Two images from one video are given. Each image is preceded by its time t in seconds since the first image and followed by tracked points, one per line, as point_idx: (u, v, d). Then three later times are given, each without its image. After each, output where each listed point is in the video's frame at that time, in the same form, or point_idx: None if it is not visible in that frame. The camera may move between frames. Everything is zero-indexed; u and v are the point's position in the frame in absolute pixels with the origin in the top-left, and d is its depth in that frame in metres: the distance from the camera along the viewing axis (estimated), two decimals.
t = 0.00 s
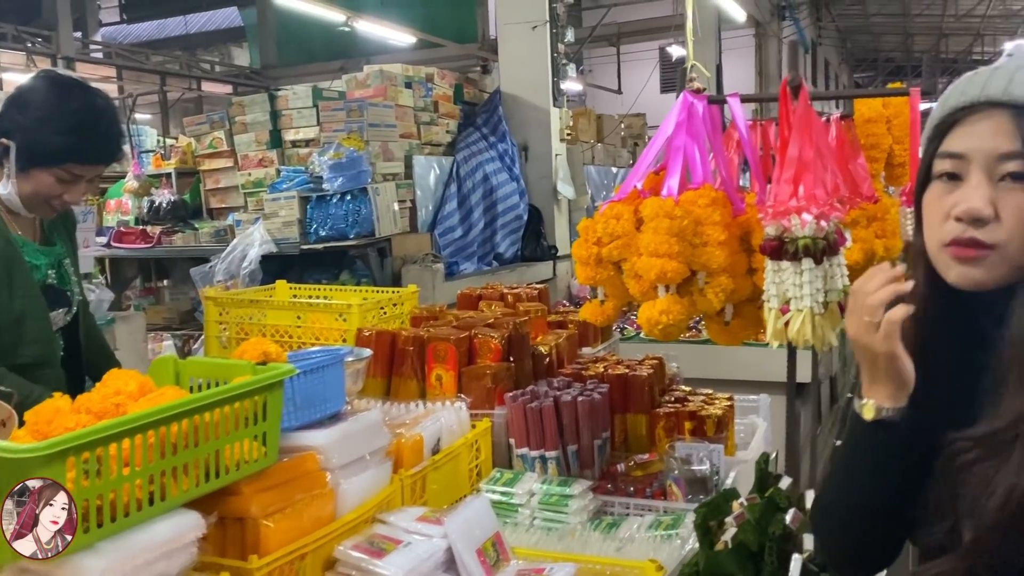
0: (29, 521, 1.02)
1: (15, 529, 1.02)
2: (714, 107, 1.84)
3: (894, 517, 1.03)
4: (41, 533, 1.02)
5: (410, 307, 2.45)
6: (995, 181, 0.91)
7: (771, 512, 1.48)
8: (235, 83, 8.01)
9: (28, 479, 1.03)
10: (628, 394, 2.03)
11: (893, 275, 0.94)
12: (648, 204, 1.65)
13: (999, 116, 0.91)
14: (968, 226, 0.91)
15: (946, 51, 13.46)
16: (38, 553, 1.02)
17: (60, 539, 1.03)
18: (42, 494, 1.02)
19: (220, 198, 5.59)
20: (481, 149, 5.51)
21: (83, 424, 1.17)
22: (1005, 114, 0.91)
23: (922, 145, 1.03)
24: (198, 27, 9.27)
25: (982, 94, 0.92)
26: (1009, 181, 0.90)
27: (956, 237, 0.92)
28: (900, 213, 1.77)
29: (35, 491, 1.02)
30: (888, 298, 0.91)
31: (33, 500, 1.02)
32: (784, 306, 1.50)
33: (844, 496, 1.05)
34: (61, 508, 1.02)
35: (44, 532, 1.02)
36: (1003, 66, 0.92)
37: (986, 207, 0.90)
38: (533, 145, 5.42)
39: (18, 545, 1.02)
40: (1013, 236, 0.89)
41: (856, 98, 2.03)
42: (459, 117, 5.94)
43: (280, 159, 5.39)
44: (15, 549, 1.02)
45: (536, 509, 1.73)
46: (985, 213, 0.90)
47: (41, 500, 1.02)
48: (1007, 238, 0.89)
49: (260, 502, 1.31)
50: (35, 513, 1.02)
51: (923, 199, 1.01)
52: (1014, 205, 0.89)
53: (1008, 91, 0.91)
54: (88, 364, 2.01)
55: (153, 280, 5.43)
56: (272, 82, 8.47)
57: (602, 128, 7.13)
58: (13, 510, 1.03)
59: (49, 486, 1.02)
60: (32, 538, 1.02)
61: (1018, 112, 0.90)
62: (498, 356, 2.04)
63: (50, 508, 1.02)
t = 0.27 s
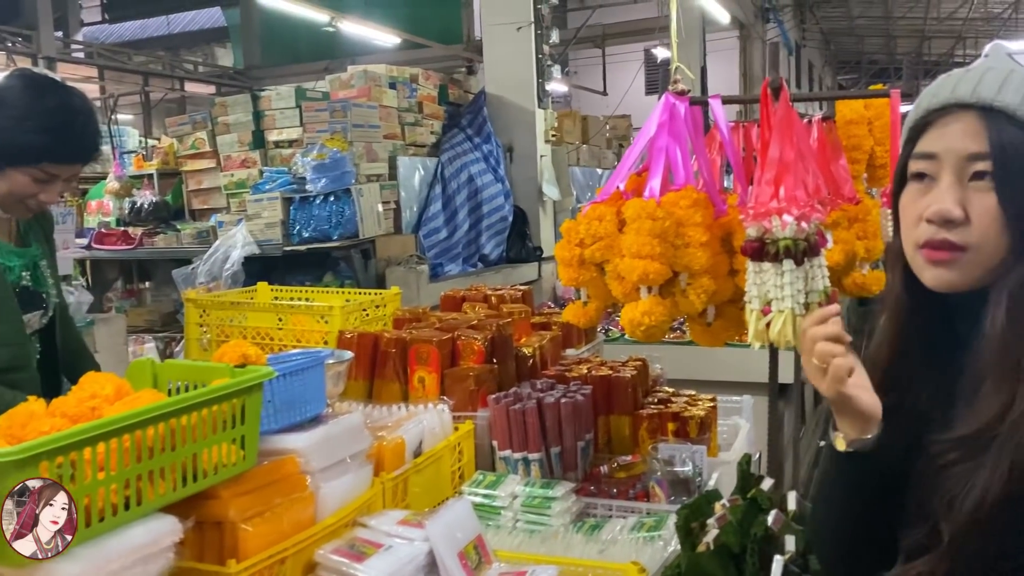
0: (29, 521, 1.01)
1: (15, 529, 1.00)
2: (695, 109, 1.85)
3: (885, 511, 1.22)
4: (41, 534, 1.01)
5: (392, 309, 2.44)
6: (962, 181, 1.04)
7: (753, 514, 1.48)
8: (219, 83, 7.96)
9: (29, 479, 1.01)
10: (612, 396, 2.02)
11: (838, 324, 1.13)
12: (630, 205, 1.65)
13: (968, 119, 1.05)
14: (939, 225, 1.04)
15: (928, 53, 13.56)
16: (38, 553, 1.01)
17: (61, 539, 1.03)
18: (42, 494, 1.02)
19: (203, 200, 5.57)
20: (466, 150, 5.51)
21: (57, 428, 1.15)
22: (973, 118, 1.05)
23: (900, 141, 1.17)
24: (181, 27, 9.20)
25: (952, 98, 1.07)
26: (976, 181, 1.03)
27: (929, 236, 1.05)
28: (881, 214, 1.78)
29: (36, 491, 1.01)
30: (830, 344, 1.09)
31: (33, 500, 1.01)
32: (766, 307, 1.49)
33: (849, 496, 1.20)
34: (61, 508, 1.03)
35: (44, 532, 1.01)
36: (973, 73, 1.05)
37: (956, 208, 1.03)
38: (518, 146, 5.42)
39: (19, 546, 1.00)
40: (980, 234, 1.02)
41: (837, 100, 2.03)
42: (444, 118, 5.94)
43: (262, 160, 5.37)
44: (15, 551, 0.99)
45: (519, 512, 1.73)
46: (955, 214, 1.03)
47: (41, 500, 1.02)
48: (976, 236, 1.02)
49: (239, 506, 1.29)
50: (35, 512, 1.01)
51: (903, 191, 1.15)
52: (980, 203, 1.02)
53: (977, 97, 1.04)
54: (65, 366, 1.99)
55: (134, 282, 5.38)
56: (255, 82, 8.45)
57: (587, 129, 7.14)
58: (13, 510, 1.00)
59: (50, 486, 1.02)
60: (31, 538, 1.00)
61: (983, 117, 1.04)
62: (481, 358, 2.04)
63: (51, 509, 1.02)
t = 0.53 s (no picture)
0: (29, 522, 1.01)
1: (15, 529, 0.99)
2: (679, 109, 1.85)
3: (868, 502, 1.31)
4: (41, 534, 1.02)
5: (377, 310, 2.44)
6: (941, 180, 1.06)
7: (737, 513, 1.48)
8: (203, 83, 7.91)
9: (27, 479, 1.01)
10: (597, 395, 2.03)
11: (798, 330, 1.24)
12: (614, 205, 1.65)
13: (947, 117, 1.07)
14: (917, 222, 1.06)
15: (910, 55, 13.66)
16: (38, 553, 1.01)
17: (60, 539, 1.04)
18: (42, 495, 1.02)
19: (186, 200, 5.53)
20: (451, 150, 5.50)
21: (36, 430, 1.13)
22: (952, 116, 1.06)
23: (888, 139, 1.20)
24: (165, 27, 9.13)
25: (933, 96, 1.08)
26: (955, 179, 1.05)
27: (909, 234, 1.07)
28: (864, 214, 1.79)
29: (35, 491, 1.01)
30: (789, 346, 1.20)
31: (32, 500, 1.01)
32: (749, 307, 1.50)
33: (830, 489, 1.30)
34: (61, 508, 1.03)
35: (44, 532, 1.02)
36: (954, 72, 1.07)
37: (933, 205, 1.04)
38: (503, 147, 5.42)
39: (18, 546, 1.00)
40: (957, 231, 1.03)
41: (821, 101, 2.04)
42: (429, 119, 5.93)
43: (246, 160, 5.34)
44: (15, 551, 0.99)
45: (504, 513, 1.72)
46: (932, 211, 1.04)
47: (41, 500, 1.02)
48: (954, 234, 1.04)
49: (220, 508, 1.27)
50: (35, 512, 1.01)
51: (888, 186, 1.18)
52: (958, 200, 1.03)
53: (955, 96, 1.06)
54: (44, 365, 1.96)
55: (117, 284, 5.34)
56: (240, 82, 8.48)
57: (572, 130, 7.15)
58: (13, 510, 0.99)
59: (49, 486, 1.02)
60: (32, 538, 1.01)
61: (961, 113, 1.05)
62: (466, 359, 2.03)
63: (51, 509, 1.02)
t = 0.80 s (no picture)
0: (29, 521, 0.99)
1: (16, 529, 0.98)
2: (666, 109, 1.85)
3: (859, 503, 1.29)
4: (41, 534, 1.00)
5: (364, 309, 2.43)
6: (916, 179, 1.04)
7: (724, 511, 1.49)
8: (188, 82, 7.86)
9: (28, 479, 0.99)
10: (584, 395, 2.03)
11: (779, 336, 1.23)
12: (602, 204, 1.65)
13: (922, 120, 1.03)
14: (893, 222, 1.04)
15: (894, 57, 13.78)
16: (38, 553, 1.00)
17: (60, 539, 1.02)
18: (42, 495, 1.00)
19: (171, 200, 5.49)
20: (438, 150, 5.49)
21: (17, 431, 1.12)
22: (926, 118, 1.03)
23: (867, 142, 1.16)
24: (149, 26, 9.08)
25: (908, 99, 1.05)
26: (929, 181, 1.03)
27: (884, 237, 1.05)
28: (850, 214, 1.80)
29: (36, 491, 0.99)
30: (768, 354, 1.19)
31: (33, 500, 0.99)
32: (736, 306, 1.50)
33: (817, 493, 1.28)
34: (61, 508, 1.02)
35: (45, 532, 1.00)
36: (929, 74, 1.03)
37: (908, 206, 1.03)
38: (490, 147, 5.41)
39: (19, 546, 0.98)
40: (930, 230, 1.02)
41: (807, 101, 2.05)
42: (416, 118, 5.91)
43: (231, 160, 5.31)
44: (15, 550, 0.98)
45: (491, 512, 1.71)
46: (907, 213, 1.03)
47: (42, 499, 1.00)
48: (928, 233, 1.02)
49: (205, 509, 1.26)
50: (35, 513, 0.99)
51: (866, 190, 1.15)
52: (934, 201, 1.02)
53: (929, 98, 1.02)
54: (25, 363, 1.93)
55: (101, 284, 5.30)
56: (225, 82, 8.35)
57: (559, 130, 7.16)
58: (12, 510, 0.97)
59: (50, 486, 1.01)
60: (32, 538, 0.99)
61: (936, 116, 1.01)
62: (453, 358, 2.03)
63: (51, 509, 1.01)
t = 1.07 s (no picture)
0: (29, 521, 1.00)
1: (15, 529, 0.98)
2: (656, 107, 1.86)
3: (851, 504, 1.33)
4: (41, 533, 1.01)
5: (353, 309, 2.42)
6: (897, 193, 1.04)
7: (714, 509, 1.50)
8: (175, 81, 7.81)
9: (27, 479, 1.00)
10: (574, 393, 2.03)
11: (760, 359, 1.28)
12: (591, 203, 1.65)
13: (894, 131, 1.04)
14: (883, 238, 1.03)
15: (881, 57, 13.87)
16: (38, 553, 1.01)
17: (60, 539, 1.03)
18: (42, 494, 1.00)
19: (158, 199, 5.46)
20: (428, 149, 5.49)
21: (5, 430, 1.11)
22: (899, 129, 1.03)
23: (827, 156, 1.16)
24: (136, 24, 9.03)
25: (875, 112, 1.05)
26: (914, 191, 1.02)
27: (878, 254, 1.05)
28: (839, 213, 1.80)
29: (35, 491, 1.00)
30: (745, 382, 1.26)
31: (32, 499, 1.00)
32: (725, 305, 1.50)
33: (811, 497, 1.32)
34: (61, 508, 1.02)
35: (44, 532, 1.01)
36: (888, 85, 1.05)
37: (900, 219, 1.02)
38: (479, 146, 5.41)
39: (18, 546, 0.99)
40: (922, 240, 1.02)
41: (796, 100, 2.06)
42: (405, 117, 5.90)
43: (219, 159, 5.29)
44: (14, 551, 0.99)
45: (481, 511, 1.72)
46: (899, 225, 1.02)
47: (41, 499, 1.00)
48: (925, 241, 1.02)
49: (194, 509, 1.25)
50: (35, 512, 1.00)
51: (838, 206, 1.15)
52: (923, 210, 1.01)
53: (899, 109, 1.02)
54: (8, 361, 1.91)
55: (88, 284, 5.27)
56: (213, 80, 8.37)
57: (548, 130, 7.17)
58: (13, 510, 0.98)
59: (49, 486, 1.01)
60: (32, 538, 1.00)
61: (909, 126, 1.02)
62: (442, 358, 2.02)
63: (51, 509, 1.01)
